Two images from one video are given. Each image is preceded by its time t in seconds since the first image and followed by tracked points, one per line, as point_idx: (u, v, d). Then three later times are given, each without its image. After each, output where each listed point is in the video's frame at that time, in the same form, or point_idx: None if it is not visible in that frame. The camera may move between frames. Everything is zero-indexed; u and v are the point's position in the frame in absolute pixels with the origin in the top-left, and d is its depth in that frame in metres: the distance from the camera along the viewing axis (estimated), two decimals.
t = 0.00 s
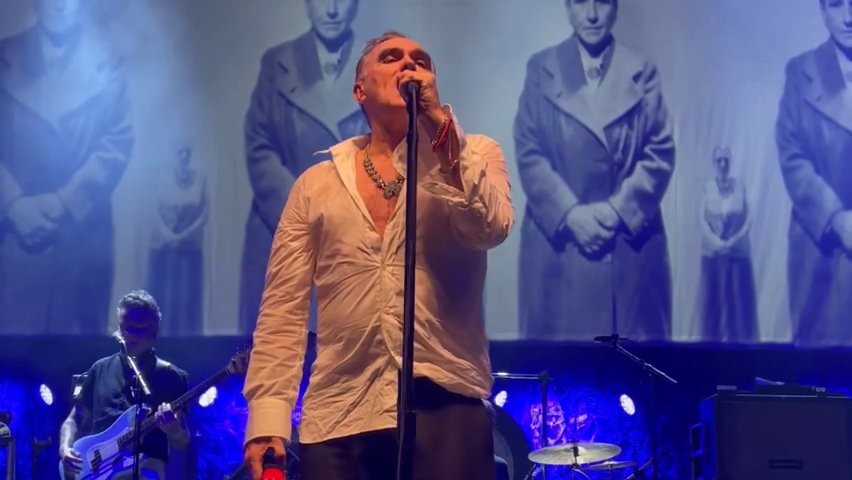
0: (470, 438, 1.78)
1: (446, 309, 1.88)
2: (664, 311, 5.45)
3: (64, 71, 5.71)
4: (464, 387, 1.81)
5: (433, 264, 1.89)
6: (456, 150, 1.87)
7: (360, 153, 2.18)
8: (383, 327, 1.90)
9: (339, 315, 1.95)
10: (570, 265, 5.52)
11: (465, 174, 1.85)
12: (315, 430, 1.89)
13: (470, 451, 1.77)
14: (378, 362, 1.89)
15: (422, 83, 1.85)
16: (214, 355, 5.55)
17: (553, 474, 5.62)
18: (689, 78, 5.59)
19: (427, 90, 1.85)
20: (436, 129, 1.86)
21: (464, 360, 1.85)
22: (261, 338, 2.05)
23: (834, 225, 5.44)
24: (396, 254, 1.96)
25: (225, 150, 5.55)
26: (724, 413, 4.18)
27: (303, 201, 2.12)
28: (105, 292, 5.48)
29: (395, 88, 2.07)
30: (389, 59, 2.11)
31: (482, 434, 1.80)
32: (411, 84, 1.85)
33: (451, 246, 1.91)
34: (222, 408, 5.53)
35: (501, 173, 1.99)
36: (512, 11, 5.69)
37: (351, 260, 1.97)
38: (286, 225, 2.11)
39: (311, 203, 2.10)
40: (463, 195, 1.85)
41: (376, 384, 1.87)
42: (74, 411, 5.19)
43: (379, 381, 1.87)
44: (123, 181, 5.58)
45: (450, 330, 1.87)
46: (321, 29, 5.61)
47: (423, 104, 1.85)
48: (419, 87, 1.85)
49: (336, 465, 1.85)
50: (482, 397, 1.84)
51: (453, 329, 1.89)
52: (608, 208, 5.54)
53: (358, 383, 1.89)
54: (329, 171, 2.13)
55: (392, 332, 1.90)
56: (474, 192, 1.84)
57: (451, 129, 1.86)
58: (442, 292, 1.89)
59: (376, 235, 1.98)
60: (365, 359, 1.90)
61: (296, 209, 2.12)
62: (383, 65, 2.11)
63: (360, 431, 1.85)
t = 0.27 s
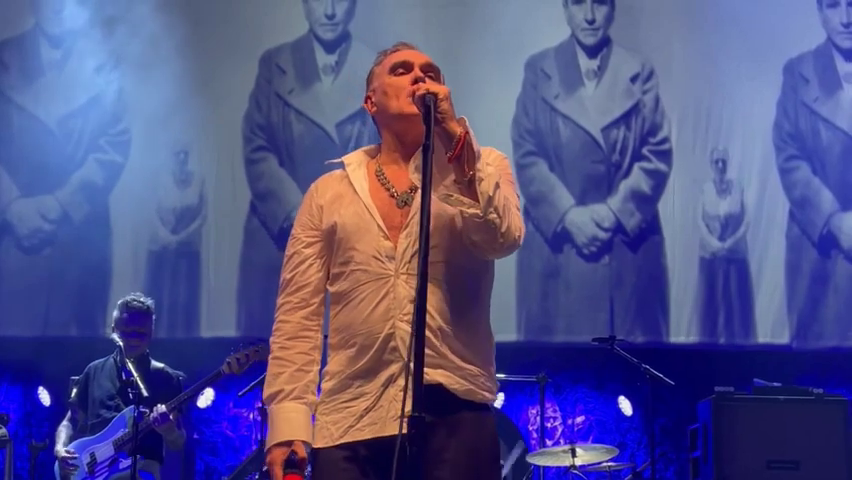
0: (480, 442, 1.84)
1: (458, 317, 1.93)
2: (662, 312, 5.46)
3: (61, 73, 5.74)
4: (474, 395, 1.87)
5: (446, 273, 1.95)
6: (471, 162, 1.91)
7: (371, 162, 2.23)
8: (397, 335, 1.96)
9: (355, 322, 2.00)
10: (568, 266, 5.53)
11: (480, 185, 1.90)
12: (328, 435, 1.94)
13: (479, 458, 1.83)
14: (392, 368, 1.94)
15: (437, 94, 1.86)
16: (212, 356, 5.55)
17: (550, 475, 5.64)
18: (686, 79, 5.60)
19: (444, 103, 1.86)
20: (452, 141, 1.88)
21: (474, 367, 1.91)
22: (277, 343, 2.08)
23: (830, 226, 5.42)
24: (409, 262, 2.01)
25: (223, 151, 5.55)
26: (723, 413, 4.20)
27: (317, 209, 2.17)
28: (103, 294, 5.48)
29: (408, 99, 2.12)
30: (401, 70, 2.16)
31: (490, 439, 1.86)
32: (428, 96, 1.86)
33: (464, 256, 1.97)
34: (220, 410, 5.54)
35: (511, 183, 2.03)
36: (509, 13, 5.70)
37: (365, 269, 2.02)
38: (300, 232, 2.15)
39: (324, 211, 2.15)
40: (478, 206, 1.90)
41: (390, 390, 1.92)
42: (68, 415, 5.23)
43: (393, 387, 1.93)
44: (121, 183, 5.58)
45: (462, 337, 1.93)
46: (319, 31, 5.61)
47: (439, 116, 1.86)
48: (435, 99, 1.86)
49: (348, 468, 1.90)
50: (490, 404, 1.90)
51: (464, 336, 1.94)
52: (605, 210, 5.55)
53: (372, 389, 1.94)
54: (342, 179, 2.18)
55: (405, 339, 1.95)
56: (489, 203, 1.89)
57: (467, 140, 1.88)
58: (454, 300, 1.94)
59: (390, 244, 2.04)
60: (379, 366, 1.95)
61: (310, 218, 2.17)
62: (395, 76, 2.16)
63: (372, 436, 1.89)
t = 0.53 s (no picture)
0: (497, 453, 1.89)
1: (470, 336, 1.98)
2: (660, 315, 5.44)
3: (57, 75, 5.71)
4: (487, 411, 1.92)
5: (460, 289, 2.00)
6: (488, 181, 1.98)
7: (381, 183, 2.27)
8: (409, 354, 2.00)
9: (368, 339, 2.04)
10: (566, 269, 5.51)
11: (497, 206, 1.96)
12: (340, 450, 1.98)
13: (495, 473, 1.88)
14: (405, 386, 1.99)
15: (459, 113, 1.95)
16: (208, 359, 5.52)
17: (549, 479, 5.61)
18: (685, 79, 5.56)
19: (463, 121, 1.95)
20: (469, 159, 1.95)
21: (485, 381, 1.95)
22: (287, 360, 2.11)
23: (830, 228, 5.41)
24: (419, 282, 2.07)
25: (220, 154, 5.52)
26: (723, 416, 4.16)
27: (326, 229, 2.19)
28: (99, 297, 5.46)
29: (423, 123, 2.19)
30: (416, 95, 2.22)
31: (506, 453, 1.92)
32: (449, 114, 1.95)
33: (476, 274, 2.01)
34: (216, 413, 5.51)
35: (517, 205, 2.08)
36: (507, 14, 5.66)
37: (376, 287, 2.06)
38: (310, 251, 2.18)
39: (334, 231, 2.18)
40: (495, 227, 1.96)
41: (404, 408, 1.97)
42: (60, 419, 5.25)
43: (407, 405, 1.98)
44: (118, 185, 5.55)
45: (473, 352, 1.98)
46: (316, 33, 5.59)
47: (457, 133, 1.94)
48: (456, 117, 1.95)
49: None
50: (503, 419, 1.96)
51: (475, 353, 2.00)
52: (604, 212, 5.53)
53: (386, 406, 1.98)
54: (352, 199, 2.22)
55: (418, 358, 2.00)
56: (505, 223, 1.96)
57: (483, 160, 1.96)
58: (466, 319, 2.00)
59: (400, 265, 2.09)
60: (393, 383, 1.99)
61: (319, 238, 2.19)
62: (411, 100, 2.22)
63: (387, 454, 1.95)
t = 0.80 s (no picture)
0: None
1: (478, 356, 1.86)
2: (683, 327, 4.90)
3: (13, 60, 5.16)
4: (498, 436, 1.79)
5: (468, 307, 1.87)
6: (502, 195, 1.88)
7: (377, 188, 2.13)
8: (413, 375, 1.81)
9: (367, 356, 1.85)
10: (578, 277, 4.96)
11: (512, 222, 1.87)
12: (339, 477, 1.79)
13: None
14: (409, 412, 1.80)
15: (476, 121, 1.80)
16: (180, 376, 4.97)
17: None
18: (708, 64, 5.01)
19: (479, 132, 1.81)
20: (484, 175, 1.86)
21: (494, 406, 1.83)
22: (276, 374, 1.88)
23: None
24: (423, 299, 1.89)
25: (193, 148, 4.97)
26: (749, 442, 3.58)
27: (318, 234, 2.01)
28: (58, 307, 4.90)
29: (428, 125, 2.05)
30: (420, 97, 2.09)
31: None
32: (465, 122, 1.80)
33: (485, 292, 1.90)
34: (189, 438, 4.94)
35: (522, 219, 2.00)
36: None
37: (376, 301, 1.89)
38: (299, 258, 1.98)
39: (328, 237, 1.99)
40: (508, 243, 1.86)
41: (408, 435, 1.79)
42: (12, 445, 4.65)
43: (411, 432, 1.79)
44: (80, 183, 5.01)
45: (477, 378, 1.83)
46: (301, 14, 5.08)
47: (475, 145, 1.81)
48: (473, 126, 1.81)
49: None
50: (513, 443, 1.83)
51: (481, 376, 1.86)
52: (620, 213, 4.97)
53: (388, 432, 1.80)
54: (347, 203, 2.06)
55: (424, 380, 1.82)
56: (519, 240, 1.86)
57: (500, 174, 1.86)
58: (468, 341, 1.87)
59: (402, 279, 1.92)
60: (396, 407, 1.81)
61: (310, 245, 2.00)
62: (414, 102, 2.09)
63: None
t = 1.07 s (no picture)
0: None
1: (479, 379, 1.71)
2: (693, 336, 4.70)
3: None
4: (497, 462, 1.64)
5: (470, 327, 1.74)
6: (512, 212, 1.76)
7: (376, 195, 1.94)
8: (412, 390, 1.64)
9: (362, 368, 1.67)
10: (584, 282, 4.76)
11: (521, 240, 1.74)
12: None
13: None
14: (406, 426, 1.62)
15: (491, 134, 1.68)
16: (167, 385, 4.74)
17: None
18: (718, 60, 4.82)
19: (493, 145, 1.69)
20: (496, 190, 1.73)
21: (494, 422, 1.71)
22: (262, 381, 1.67)
23: None
24: (423, 312, 1.72)
25: (182, 146, 4.77)
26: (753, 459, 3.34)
27: (314, 237, 1.81)
28: (41, 313, 4.68)
29: (436, 131, 1.89)
30: (427, 104, 1.92)
31: None
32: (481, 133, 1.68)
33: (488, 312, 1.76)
34: (178, 449, 4.71)
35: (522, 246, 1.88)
36: None
37: (374, 312, 1.71)
38: (292, 259, 1.78)
39: (325, 240, 1.80)
40: (514, 261, 1.74)
41: (403, 450, 1.61)
42: None
43: (406, 447, 1.61)
44: (64, 183, 4.79)
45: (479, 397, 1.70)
46: (295, 7, 4.88)
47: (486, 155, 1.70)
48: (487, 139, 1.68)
49: None
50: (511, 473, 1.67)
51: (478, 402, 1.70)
52: (628, 215, 4.78)
53: (382, 448, 1.61)
54: (345, 207, 1.87)
55: (422, 396, 1.64)
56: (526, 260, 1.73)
57: (510, 190, 1.75)
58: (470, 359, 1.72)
59: (402, 289, 1.74)
60: (391, 425, 1.63)
61: (304, 244, 1.80)
62: (421, 110, 1.92)
63: None
